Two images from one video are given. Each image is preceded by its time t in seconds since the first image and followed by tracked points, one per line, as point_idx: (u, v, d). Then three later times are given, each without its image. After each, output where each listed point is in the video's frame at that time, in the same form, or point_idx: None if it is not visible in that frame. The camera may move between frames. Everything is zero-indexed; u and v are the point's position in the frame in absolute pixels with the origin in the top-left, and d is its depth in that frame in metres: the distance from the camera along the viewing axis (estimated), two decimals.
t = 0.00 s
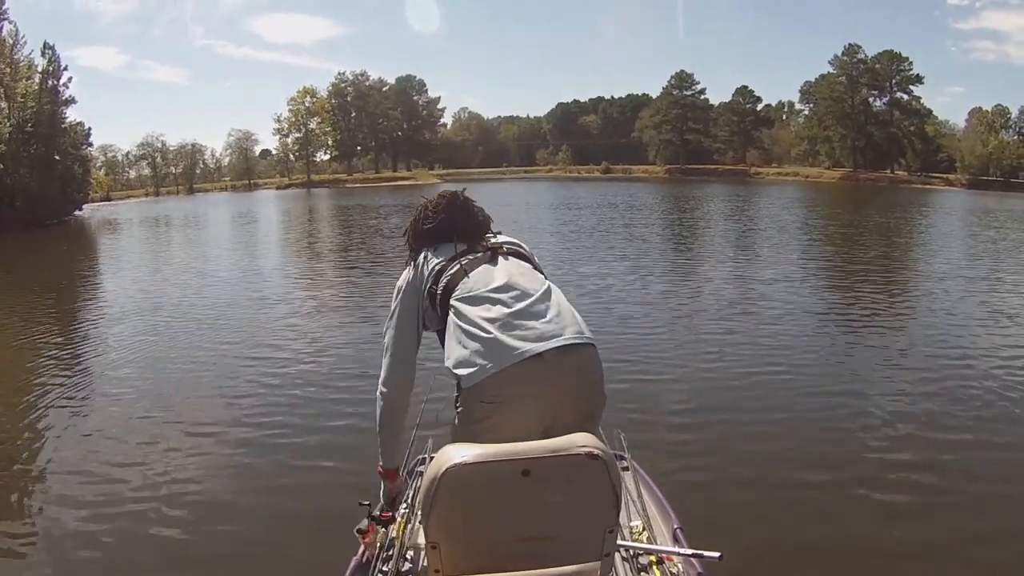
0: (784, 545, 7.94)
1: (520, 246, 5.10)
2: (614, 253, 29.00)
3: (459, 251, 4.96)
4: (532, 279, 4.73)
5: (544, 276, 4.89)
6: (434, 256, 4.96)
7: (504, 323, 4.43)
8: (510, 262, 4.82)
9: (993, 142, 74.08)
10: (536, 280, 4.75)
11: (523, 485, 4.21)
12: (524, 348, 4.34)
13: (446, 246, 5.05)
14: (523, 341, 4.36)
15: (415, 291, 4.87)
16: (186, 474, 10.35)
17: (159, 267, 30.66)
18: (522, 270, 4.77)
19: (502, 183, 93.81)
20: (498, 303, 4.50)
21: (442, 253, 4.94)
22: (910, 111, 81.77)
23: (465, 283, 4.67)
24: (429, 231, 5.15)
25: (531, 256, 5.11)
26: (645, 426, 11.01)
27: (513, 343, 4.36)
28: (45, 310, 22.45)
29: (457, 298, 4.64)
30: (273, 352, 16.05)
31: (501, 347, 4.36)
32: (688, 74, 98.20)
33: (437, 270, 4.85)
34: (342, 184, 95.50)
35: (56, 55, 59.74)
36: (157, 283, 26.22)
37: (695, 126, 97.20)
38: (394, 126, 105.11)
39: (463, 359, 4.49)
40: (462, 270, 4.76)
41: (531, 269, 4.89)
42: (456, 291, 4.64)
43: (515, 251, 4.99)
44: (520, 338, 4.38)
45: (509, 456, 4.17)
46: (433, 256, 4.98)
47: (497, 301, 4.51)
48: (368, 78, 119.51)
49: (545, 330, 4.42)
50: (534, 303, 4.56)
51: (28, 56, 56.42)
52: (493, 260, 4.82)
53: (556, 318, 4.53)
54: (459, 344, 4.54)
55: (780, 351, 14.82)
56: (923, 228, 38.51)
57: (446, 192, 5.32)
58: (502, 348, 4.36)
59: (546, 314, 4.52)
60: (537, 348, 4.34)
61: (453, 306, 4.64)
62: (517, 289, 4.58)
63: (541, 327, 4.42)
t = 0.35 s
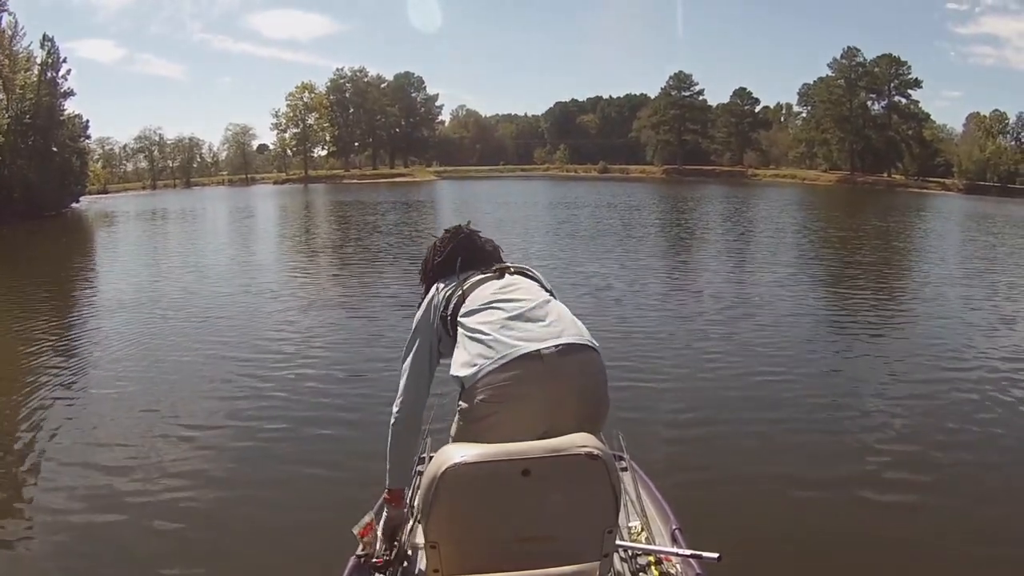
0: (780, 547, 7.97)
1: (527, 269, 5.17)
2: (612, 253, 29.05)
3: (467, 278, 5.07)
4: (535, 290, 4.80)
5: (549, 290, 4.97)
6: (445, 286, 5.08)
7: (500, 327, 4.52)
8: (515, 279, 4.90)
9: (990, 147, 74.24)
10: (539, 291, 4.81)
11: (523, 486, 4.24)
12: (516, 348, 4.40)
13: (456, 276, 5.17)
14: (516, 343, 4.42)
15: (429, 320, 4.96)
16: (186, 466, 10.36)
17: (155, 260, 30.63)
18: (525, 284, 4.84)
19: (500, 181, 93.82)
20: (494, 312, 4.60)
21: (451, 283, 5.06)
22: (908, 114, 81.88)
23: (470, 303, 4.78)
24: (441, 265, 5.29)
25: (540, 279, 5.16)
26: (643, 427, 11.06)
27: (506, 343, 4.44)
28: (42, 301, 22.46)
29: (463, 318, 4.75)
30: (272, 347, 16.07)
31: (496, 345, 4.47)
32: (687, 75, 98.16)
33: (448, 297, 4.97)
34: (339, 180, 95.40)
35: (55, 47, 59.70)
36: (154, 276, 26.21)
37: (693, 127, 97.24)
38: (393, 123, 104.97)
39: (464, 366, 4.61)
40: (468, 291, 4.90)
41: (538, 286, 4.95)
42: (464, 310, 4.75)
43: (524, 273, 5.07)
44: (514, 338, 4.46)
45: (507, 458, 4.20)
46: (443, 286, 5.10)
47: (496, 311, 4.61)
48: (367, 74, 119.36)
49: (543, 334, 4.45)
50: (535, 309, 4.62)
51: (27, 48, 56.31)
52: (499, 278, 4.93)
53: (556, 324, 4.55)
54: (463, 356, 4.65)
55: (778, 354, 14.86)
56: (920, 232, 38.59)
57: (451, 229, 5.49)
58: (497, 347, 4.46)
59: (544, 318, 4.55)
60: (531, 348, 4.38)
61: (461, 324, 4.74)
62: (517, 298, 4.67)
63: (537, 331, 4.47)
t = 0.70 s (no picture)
0: (783, 546, 7.95)
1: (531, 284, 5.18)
2: (609, 253, 29.02)
3: (470, 291, 5.11)
4: (531, 302, 4.82)
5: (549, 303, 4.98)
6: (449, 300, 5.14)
7: (490, 336, 4.58)
8: (514, 291, 4.93)
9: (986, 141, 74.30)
10: (535, 303, 4.83)
11: (523, 487, 4.21)
12: (503, 355, 4.44)
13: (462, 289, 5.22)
14: (505, 350, 4.47)
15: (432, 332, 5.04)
16: (186, 473, 10.33)
17: (153, 266, 30.55)
18: (522, 297, 4.86)
19: (496, 182, 93.73)
20: (486, 323, 4.67)
21: (456, 297, 5.11)
22: (903, 110, 81.96)
23: (468, 315, 4.84)
24: (447, 278, 5.35)
25: (544, 294, 5.16)
26: (644, 427, 11.02)
27: (495, 350, 4.48)
28: (39, 308, 22.41)
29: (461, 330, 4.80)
30: (270, 351, 16.02)
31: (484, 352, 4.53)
32: (682, 73, 98.11)
33: (450, 311, 5.03)
34: (335, 183, 95.24)
35: (49, 53, 59.61)
36: (151, 282, 26.12)
37: (689, 125, 97.17)
38: (388, 125, 104.69)
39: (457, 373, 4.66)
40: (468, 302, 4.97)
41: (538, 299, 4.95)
42: (462, 320, 4.83)
43: (527, 287, 5.08)
44: (505, 346, 4.50)
45: (506, 459, 4.17)
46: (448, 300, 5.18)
47: (490, 322, 4.66)
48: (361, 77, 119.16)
49: (531, 342, 4.48)
50: (529, 318, 4.66)
51: (21, 54, 56.13)
52: (501, 291, 4.95)
53: (548, 332, 4.58)
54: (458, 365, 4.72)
55: (778, 352, 14.83)
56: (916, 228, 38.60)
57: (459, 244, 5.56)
58: (487, 355, 4.51)
59: (536, 326, 4.59)
60: (520, 355, 4.41)
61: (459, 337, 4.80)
62: (510, 308, 4.74)
63: (528, 339, 4.49)
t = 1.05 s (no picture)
0: (783, 548, 7.94)
1: (523, 312, 5.38)
2: (607, 255, 28.98)
3: (463, 338, 5.42)
4: (520, 342, 5.01)
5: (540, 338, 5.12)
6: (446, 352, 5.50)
7: (480, 389, 4.72)
8: (504, 334, 5.13)
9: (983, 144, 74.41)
10: (525, 341, 5.01)
11: (523, 487, 4.22)
12: (492, 407, 4.55)
13: (456, 338, 5.55)
14: (493, 402, 4.58)
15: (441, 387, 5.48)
16: (185, 476, 10.31)
17: (151, 268, 30.46)
18: (511, 337, 5.07)
19: (493, 184, 93.60)
20: (477, 374, 4.83)
21: (451, 349, 5.45)
22: (900, 112, 81.96)
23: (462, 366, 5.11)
24: (441, 328, 5.70)
25: (539, 320, 5.34)
26: (643, 430, 11.01)
27: (485, 403, 4.59)
28: (36, 310, 22.38)
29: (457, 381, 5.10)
30: (268, 353, 15.99)
31: (475, 404, 4.66)
32: (679, 76, 98.04)
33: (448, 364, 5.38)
34: (333, 185, 95.13)
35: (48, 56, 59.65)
36: (148, 284, 26.09)
37: (686, 127, 97.15)
38: (385, 127, 104.64)
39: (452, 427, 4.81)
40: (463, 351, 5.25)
41: (529, 335, 5.13)
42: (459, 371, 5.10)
43: (517, 322, 5.29)
44: (495, 397, 4.60)
45: (505, 460, 4.17)
46: (449, 350, 5.55)
47: (480, 373, 4.84)
48: (359, 79, 119.11)
49: (520, 393, 4.57)
50: (520, 367, 4.76)
51: (19, 56, 56.16)
52: (490, 334, 5.20)
53: (538, 379, 4.66)
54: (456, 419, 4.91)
55: (777, 355, 14.81)
56: (914, 230, 38.59)
57: (445, 288, 5.85)
58: (478, 406, 4.62)
59: (526, 375, 4.70)
60: (509, 407, 4.50)
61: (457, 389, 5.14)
62: (500, 356, 4.89)
63: (517, 391, 4.59)
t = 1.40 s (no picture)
0: (782, 545, 7.96)
1: (525, 321, 5.32)
2: (604, 249, 28.94)
3: (466, 350, 5.39)
4: (522, 356, 4.98)
5: (542, 352, 5.07)
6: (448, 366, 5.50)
7: (476, 408, 4.72)
8: (506, 346, 5.10)
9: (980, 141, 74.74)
10: (526, 355, 4.98)
11: (522, 487, 4.21)
12: (490, 424, 4.53)
13: (458, 350, 5.52)
14: (492, 419, 4.56)
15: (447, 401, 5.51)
16: (182, 468, 10.26)
17: (145, 259, 30.29)
18: (512, 352, 5.04)
19: (490, 177, 93.57)
20: (477, 390, 4.81)
21: (454, 363, 5.45)
22: (897, 108, 82.01)
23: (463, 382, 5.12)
24: (441, 342, 5.67)
25: (541, 330, 5.30)
26: (641, 427, 10.99)
27: (482, 421, 4.59)
28: (31, 301, 22.27)
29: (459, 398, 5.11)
30: (264, 345, 15.95)
31: (473, 422, 4.65)
32: (676, 69, 97.84)
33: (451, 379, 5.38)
34: (329, 177, 94.98)
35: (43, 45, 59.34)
36: (143, 275, 26.02)
37: (683, 121, 97.09)
38: (382, 119, 104.47)
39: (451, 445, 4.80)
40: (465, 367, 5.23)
41: (529, 349, 5.10)
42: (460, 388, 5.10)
43: (518, 333, 5.23)
44: (493, 416, 4.58)
45: (506, 460, 4.16)
46: (453, 363, 5.54)
47: (478, 390, 4.83)
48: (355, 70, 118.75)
49: (517, 410, 4.57)
50: (520, 385, 4.75)
51: (14, 46, 55.93)
52: (492, 347, 5.16)
53: (536, 399, 4.65)
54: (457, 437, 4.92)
55: (773, 351, 14.80)
56: (909, 226, 38.67)
57: (446, 299, 5.75)
58: (475, 423, 4.61)
59: (525, 393, 4.68)
60: (506, 426, 4.49)
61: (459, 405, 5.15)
62: (501, 372, 4.86)
63: (515, 410, 4.57)
